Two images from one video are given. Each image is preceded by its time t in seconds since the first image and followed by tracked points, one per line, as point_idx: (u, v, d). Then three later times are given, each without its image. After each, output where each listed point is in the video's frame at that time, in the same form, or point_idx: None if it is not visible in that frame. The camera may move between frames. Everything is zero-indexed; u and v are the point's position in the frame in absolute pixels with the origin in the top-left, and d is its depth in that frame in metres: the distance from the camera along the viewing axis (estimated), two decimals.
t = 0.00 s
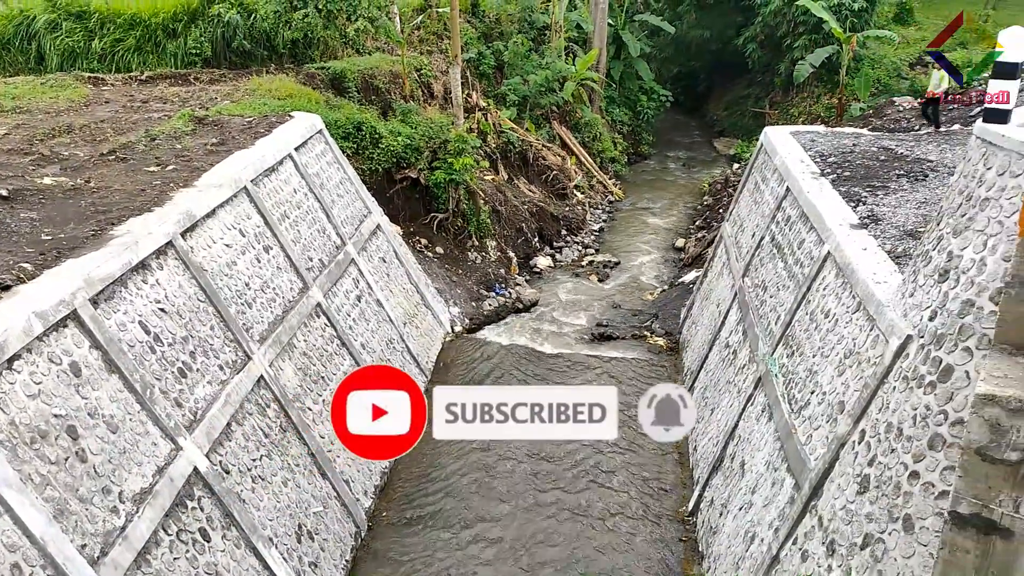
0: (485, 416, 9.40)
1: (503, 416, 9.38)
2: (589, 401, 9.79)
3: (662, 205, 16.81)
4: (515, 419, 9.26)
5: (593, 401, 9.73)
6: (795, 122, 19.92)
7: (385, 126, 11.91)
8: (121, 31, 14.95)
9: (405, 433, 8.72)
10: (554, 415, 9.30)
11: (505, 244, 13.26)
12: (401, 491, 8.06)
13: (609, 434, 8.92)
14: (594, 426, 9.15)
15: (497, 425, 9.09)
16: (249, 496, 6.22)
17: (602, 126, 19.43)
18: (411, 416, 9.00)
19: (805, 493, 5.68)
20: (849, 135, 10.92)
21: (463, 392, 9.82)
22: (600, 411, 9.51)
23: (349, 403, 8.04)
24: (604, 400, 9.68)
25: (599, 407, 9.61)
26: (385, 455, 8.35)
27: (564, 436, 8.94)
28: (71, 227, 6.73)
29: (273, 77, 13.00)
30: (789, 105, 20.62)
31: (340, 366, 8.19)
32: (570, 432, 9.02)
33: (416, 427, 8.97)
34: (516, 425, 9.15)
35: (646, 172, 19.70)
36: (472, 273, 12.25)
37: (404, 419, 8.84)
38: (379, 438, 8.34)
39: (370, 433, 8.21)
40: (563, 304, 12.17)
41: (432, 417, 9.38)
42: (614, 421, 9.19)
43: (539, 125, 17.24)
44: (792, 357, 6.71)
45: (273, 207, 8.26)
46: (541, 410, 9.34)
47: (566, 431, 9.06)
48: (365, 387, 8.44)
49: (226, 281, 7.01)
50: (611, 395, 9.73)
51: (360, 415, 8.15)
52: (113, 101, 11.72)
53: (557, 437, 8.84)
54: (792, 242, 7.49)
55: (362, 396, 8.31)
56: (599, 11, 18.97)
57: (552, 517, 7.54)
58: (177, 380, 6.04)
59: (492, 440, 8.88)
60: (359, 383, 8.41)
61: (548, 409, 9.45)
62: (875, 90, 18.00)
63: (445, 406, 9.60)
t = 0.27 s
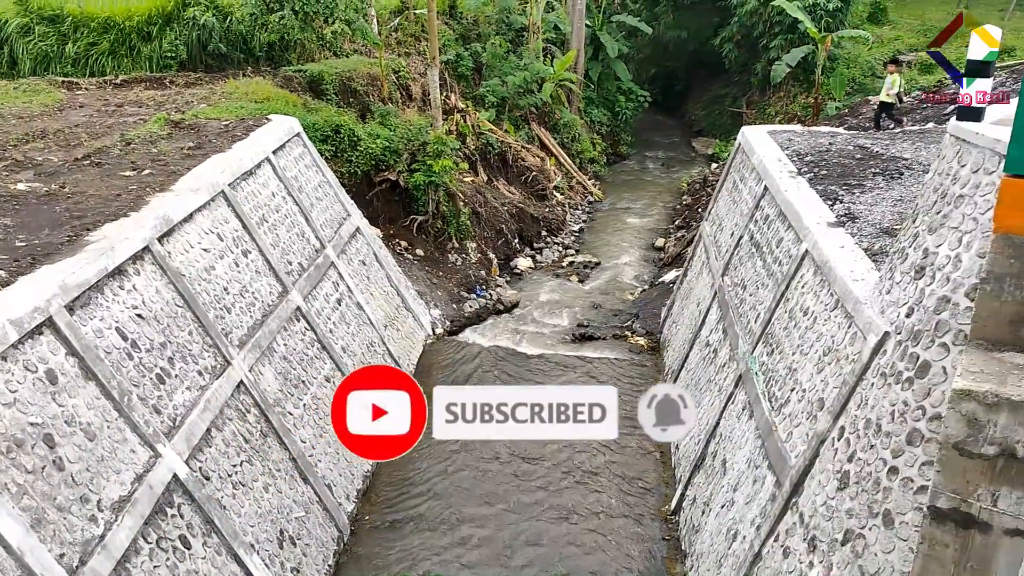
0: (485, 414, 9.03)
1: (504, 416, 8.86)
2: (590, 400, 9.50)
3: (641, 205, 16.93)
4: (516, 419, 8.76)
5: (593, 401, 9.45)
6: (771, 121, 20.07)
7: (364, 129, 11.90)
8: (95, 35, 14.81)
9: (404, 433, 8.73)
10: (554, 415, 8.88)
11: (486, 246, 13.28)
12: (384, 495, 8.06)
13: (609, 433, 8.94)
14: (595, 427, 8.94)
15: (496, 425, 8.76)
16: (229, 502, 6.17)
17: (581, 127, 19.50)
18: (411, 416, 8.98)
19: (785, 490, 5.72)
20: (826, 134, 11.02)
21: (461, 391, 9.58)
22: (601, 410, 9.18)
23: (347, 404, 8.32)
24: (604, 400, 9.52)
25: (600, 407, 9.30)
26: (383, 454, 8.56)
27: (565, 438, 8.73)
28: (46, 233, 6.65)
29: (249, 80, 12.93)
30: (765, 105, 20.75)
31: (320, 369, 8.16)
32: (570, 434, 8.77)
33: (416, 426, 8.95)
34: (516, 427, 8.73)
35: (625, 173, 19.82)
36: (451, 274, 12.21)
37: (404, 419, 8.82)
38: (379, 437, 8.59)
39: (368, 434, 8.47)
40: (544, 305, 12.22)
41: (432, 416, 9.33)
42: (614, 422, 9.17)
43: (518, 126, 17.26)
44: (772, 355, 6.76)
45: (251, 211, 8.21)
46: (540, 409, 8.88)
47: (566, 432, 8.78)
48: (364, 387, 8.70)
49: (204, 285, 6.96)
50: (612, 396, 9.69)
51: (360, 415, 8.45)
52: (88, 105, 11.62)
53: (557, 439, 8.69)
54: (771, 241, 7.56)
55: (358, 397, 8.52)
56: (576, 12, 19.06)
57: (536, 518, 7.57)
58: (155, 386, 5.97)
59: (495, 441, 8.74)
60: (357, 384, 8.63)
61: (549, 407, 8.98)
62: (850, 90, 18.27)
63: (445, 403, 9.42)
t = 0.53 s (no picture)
0: (485, 414, 8.83)
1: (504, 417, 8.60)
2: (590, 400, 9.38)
3: (628, 205, 16.99)
4: (516, 420, 8.53)
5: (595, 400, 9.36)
6: (756, 120, 20.14)
7: (350, 130, 11.87)
8: (78, 37, 14.68)
9: (404, 433, 8.67)
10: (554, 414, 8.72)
11: (474, 246, 13.26)
12: (372, 497, 8.05)
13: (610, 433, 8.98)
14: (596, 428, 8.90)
15: (494, 425, 8.63)
16: (217, 506, 6.15)
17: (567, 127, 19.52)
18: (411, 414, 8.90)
19: (773, 488, 5.74)
20: (811, 133, 11.07)
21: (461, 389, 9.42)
22: (600, 411, 9.08)
23: (346, 403, 8.44)
24: (606, 399, 9.49)
25: (600, 407, 9.20)
26: (382, 455, 8.56)
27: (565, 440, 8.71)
28: (30, 236, 6.59)
29: (234, 81, 12.86)
30: (751, 105, 20.80)
31: (308, 371, 8.13)
32: (571, 434, 8.74)
33: (417, 425, 8.90)
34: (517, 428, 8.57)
35: (612, 173, 19.86)
36: (440, 275, 12.21)
37: (405, 419, 8.75)
38: (378, 437, 8.63)
39: (367, 434, 8.51)
40: (532, 305, 12.24)
41: (431, 418, 9.25)
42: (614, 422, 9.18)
43: (504, 126, 17.25)
44: (759, 353, 6.79)
45: (237, 213, 8.17)
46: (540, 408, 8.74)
47: (567, 433, 8.72)
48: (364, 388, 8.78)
49: (190, 288, 6.93)
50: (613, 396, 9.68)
51: (360, 416, 8.53)
52: (71, 107, 11.54)
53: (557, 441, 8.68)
54: (757, 240, 7.60)
55: (357, 396, 8.60)
56: (562, 13, 19.08)
57: (526, 519, 7.59)
58: (142, 390, 5.93)
59: (494, 441, 8.71)
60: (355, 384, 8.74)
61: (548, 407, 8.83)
62: (834, 89, 18.38)
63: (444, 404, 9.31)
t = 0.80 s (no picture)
0: (484, 415, 8.99)
1: (503, 417, 8.76)
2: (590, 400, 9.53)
3: (616, 204, 17.04)
4: (515, 420, 8.72)
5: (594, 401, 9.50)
6: (743, 119, 20.19)
7: (338, 130, 11.84)
8: (62, 38, 14.57)
9: (403, 432, 8.71)
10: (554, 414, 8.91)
11: (461, 246, 13.27)
12: (362, 498, 8.03)
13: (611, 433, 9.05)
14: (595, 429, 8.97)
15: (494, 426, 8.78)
16: (205, 508, 6.12)
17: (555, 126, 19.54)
18: (412, 413, 8.95)
19: (762, 485, 5.76)
20: (798, 131, 11.11)
21: (463, 392, 9.54)
22: (600, 411, 9.25)
23: (347, 403, 8.63)
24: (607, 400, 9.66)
25: (600, 407, 9.37)
26: (382, 455, 8.60)
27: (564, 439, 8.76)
28: (14, 238, 6.53)
29: (220, 82, 12.81)
30: (738, 102, 20.87)
31: (296, 372, 8.10)
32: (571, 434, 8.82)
33: (418, 423, 8.90)
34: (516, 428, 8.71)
35: (601, 171, 19.89)
36: (429, 275, 12.23)
37: (404, 418, 8.81)
38: (379, 438, 8.71)
39: (367, 434, 8.63)
40: (520, 304, 12.24)
41: (432, 417, 9.29)
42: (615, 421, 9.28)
43: (492, 126, 17.26)
44: (747, 351, 6.82)
45: (223, 213, 8.14)
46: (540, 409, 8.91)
47: (568, 433, 8.82)
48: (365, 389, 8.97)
49: (177, 290, 6.90)
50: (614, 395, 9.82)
51: (360, 415, 8.68)
52: (56, 109, 11.48)
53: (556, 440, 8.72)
54: (745, 238, 7.63)
55: (359, 395, 8.80)
56: (550, 12, 19.08)
57: (518, 519, 7.60)
58: (128, 393, 5.89)
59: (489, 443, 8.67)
60: (355, 383, 8.97)
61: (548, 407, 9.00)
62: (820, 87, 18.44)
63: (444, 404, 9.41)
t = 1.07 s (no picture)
0: (484, 416, 9.17)
1: (502, 417, 8.97)
2: (589, 400, 9.73)
3: (599, 199, 17.11)
4: (515, 420, 8.90)
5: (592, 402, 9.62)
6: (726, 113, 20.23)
7: (321, 127, 11.78)
8: (39, 36, 14.41)
9: (403, 430, 8.72)
10: (554, 414, 9.12)
11: (445, 242, 13.30)
12: (349, 496, 8.03)
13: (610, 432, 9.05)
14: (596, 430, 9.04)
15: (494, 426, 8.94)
16: (191, 509, 6.09)
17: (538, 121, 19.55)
18: (412, 413, 9.00)
19: (747, 477, 5.80)
20: (780, 125, 11.16)
21: (463, 393, 9.62)
22: (601, 410, 9.42)
23: (347, 403, 8.84)
24: (604, 400, 9.66)
25: (598, 408, 9.49)
26: (383, 454, 8.55)
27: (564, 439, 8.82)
28: None
29: (200, 79, 12.70)
30: (719, 96, 20.93)
31: (281, 371, 8.07)
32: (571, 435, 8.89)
33: (418, 423, 8.94)
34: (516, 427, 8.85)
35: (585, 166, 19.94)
36: (414, 272, 12.28)
37: (404, 417, 8.85)
38: (379, 438, 8.72)
39: (367, 432, 8.71)
40: (505, 300, 12.26)
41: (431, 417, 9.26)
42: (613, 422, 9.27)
43: (475, 122, 17.22)
44: (731, 344, 6.87)
45: (205, 212, 8.09)
46: (541, 408, 9.13)
47: (568, 434, 8.89)
48: (366, 389, 9.18)
49: (159, 289, 6.85)
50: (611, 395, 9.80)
51: (360, 416, 8.82)
52: (33, 107, 11.35)
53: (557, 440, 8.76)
54: (728, 232, 7.68)
55: (359, 396, 8.97)
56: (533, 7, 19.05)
57: (507, 514, 7.61)
58: (111, 394, 5.84)
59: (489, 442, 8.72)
60: (355, 385, 9.16)
61: (548, 408, 9.20)
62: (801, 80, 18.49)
63: (445, 403, 9.49)
